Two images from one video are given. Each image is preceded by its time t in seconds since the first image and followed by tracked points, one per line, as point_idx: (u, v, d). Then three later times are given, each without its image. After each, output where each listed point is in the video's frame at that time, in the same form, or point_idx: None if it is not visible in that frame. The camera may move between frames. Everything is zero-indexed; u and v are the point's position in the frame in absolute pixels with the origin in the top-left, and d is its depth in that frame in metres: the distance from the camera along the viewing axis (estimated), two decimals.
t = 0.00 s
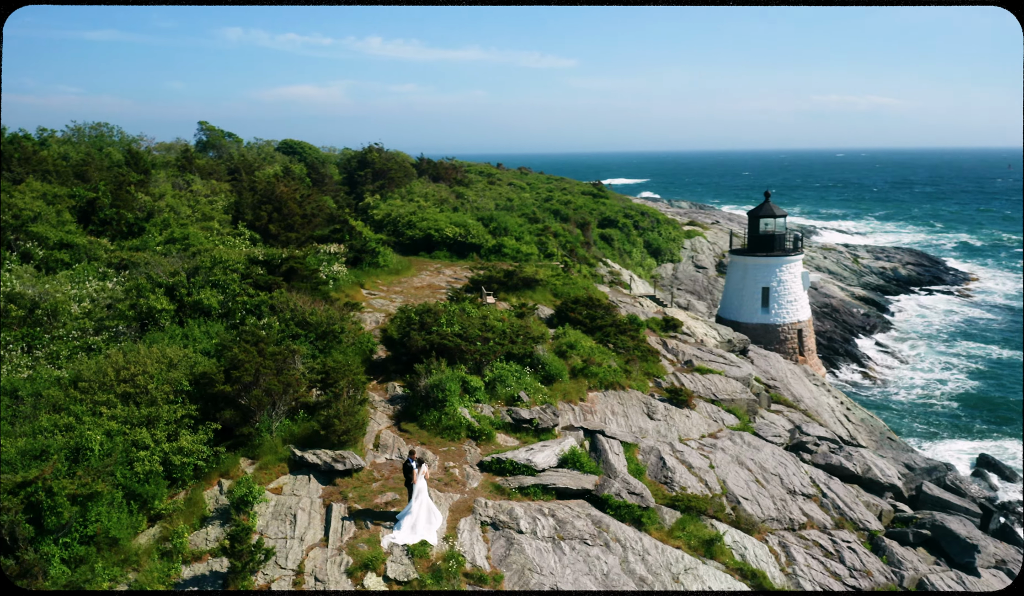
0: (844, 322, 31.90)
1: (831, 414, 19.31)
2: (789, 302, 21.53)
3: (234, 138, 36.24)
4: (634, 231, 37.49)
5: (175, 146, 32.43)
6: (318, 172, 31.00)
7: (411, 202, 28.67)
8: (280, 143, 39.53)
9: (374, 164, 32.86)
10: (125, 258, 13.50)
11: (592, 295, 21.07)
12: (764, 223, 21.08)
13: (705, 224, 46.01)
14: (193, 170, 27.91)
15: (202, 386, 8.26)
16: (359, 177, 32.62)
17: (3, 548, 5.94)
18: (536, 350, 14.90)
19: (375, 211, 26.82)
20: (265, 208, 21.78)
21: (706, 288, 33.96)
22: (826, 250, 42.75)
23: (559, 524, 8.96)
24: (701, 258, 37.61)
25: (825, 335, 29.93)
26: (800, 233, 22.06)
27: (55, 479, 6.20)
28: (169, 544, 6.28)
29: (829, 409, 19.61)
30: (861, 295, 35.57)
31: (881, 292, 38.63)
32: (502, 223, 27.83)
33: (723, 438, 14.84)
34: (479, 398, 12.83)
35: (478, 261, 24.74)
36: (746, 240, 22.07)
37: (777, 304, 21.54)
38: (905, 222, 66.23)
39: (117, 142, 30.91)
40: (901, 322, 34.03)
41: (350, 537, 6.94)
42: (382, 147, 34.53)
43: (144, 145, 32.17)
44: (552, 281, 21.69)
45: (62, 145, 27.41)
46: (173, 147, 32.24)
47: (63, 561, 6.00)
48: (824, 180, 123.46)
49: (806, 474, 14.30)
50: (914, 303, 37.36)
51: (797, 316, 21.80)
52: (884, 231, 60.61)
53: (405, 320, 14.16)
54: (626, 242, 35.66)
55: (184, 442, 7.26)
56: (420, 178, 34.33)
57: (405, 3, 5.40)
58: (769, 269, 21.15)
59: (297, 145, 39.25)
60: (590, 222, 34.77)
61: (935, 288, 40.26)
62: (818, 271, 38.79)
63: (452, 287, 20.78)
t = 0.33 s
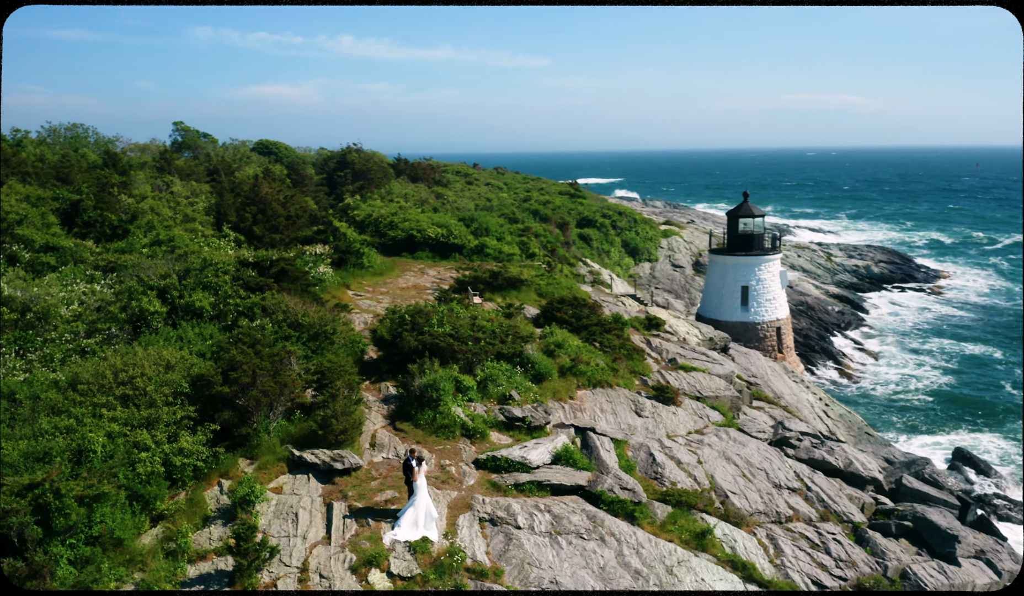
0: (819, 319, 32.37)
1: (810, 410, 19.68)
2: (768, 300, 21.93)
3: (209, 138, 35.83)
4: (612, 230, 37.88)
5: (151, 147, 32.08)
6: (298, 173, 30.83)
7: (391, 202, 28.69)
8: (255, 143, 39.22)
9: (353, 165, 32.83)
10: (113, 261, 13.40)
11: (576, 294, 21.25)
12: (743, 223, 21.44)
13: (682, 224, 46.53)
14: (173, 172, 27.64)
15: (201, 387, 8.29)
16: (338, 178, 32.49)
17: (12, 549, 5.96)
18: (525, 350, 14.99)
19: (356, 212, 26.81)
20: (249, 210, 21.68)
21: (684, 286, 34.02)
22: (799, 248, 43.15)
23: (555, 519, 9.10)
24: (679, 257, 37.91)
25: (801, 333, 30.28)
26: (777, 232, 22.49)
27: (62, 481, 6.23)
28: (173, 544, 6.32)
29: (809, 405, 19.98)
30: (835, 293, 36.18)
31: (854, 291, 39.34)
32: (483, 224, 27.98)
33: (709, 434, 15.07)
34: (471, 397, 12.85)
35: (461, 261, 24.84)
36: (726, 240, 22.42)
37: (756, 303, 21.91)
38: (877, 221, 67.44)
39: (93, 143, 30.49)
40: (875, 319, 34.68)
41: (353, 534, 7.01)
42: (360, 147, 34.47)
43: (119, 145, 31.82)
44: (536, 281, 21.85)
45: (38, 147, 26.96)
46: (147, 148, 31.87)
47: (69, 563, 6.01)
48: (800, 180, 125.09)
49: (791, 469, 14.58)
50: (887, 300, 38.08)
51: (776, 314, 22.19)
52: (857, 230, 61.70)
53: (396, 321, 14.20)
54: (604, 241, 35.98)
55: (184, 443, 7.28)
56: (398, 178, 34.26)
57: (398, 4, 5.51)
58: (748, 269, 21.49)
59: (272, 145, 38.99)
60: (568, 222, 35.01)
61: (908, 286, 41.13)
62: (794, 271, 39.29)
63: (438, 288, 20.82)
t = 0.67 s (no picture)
0: (796, 315, 32.84)
1: (791, 404, 20.04)
2: (747, 297, 22.33)
3: (185, 136, 35.32)
4: (591, 228, 38.14)
5: (126, 145, 31.58)
6: (278, 171, 30.58)
7: (372, 201, 28.63)
8: (230, 141, 38.79)
9: (333, 163, 32.65)
10: (102, 262, 13.33)
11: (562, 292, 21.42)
12: (723, 221, 21.74)
13: (658, 220, 46.97)
14: (152, 171, 27.31)
15: (200, 388, 8.35)
16: (319, 176, 32.30)
17: (21, 551, 5.99)
18: (515, 348, 15.07)
19: (338, 210, 26.71)
20: (234, 210, 21.58)
21: (661, 283, 34.97)
22: (774, 244, 43.65)
23: (551, 514, 9.26)
24: (655, 253, 38.46)
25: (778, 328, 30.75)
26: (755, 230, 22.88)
27: (70, 483, 6.27)
28: (178, 543, 6.38)
29: (790, 399, 20.35)
30: (811, 288, 36.77)
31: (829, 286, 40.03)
32: (465, 222, 28.06)
33: (696, 429, 15.31)
34: (464, 395, 12.92)
35: (443, 260, 24.90)
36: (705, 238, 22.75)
37: (737, 299, 22.28)
38: (850, 216, 68.54)
39: (70, 142, 30.05)
40: (850, 314, 35.35)
41: (355, 531, 7.10)
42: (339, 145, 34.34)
43: (96, 144, 31.48)
44: (521, 280, 21.99)
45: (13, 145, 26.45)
46: (122, 146, 31.39)
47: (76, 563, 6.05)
48: (775, 177, 126.52)
49: (775, 462, 14.88)
50: (861, 295, 38.82)
51: (756, 310, 22.56)
52: (832, 225, 62.68)
53: (389, 321, 14.24)
54: (583, 238, 36.20)
55: (185, 443, 7.33)
56: (378, 176, 34.18)
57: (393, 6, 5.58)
58: (728, 266, 21.83)
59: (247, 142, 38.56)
60: (548, 219, 35.21)
61: (881, 281, 41.96)
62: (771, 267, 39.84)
63: (424, 287, 20.83)
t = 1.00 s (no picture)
0: (773, 308, 33.29)
1: (772, 397, 20.38)
2: (728, 292, 22.66)
3: (162, 132, 34.81)
4: (570, 222, 38.31)
5: (100, 141, 31.06)
6: (258, 167, 30.28)
7: (352, 197, 28.53)
8: (206, 136, 38.30)
9: (313, 159, 32.36)
10: (91, 263, 13.25)
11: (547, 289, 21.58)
12: (704, 217, 22.01)
13: (634, 215, 47.30)
14: (131, 168, 26.95)
15: (200, 388, 8.38)
16: (298, 173, 31.99)
17: (32, 551, 6.04)
18: (505, 345, 15.16)
19: (319, 206, 26.58)
20: (219, 208, 21.46)
21: (641, 277, 35.36)
22: (750, 238, 44.17)
23: (548, 508, 9.42)
24: (634, 248, 38.78)
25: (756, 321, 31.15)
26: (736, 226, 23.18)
27: (78, 484, 6.34)
28: (183, 542, 6.45)
29: (771, 392, 20.68)
30: (787, 282, 37.29)
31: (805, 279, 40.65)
32: (448, 219, 28.10)
33: (684, 423, 15.53)
34: (457, 392, 13.00)
35: (426, 256, 24.92)
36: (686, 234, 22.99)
37: (717, 295, 22.60)
38: (824, 210, 69.47)
39: (45, 139, 29.54)
40: (826, 307, 35.93)
41: (358, 527, 7.19)
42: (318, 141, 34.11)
43: (72, 140, 31.02)
44: (506, 277, 22.11)
45: None
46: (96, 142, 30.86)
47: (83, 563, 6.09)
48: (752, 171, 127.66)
49: (761, 455, 15.15)
50: (837, 288, 39.49)
51: (736, 305, 22.91)
52: (807, 219, 63.52)
53: (380, 319, 14.27)
54: (563, 233, 36.35)
55: (186, 443, 7.39)
56: (357, 172, 34.07)
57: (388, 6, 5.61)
58: (709, 262, 22.15)
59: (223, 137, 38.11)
60: (528, 214, 35.33)
61: (855, 274, 42.67)
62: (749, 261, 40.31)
63: (410, 284, 20.82)
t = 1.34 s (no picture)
0: (751, 300, 33.70)
1: (754, 388, 20.72)
2: (709, 286, 22.96)
3: (138, 125, 34.20)
4: (550, 216, 38.42)
5: (74, 135, 30.43)
6: (238, 163, 29.93)
7: (333, 192, 28.36)
8: (181, 129, 37.70)
9: (293, 154, 32.04)
10: (79, 262, 13.15)
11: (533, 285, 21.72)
12: (685, 213, 22.22)
13: (614, 208, 47.59)
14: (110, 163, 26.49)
15: (200, 388, 8.44)
16: (279, 167, 31.68)
17: (42, 552, 6.06)
18: (496, 342, 15.24)
19: (301, 201, 26.38)
20: (203, 205, 21.27)
21: (620, 270, 35.69)
22: (727, 230, 44.54)
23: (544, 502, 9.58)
24: (613, 241, 39.07)
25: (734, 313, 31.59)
26: (717, 221, 23.45)
27: (85, 484, 6.39)
28: (189, 540, 6.53)
29: (752, 384, 21.02)
30: (764, 274, 37.76)
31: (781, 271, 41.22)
32: (430, 213, 28.09)
33: (671, 416, 15.77)
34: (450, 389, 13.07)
35: (410, 252, 24.90)
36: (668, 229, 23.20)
37: (699, 288, 22.90)
38: (801, 202, 70.46)
39: (20, 133, 28.93)
40: (803, 299, 36.47)
41: (360, 523, 7.30)
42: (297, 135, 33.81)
43: (46, 135, 30.44)
44: (492, 272, 22.22)
45: None
46: (71, 135, 30.24)
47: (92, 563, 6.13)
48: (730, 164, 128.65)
49: (747, 447, 15.44)
50: (813, 280, 40.09)
51: (717, 298, 23.24)
52: (784, 211, 64.26)
53: (373, 318, 14.26)
54: (544, 227, 36.45)
55: (188, 442, 7.45)
56: (336, 166, 33.86)
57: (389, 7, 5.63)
58: (690, 256, 22.42)
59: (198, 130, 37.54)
60: (509, 208, 35.38)
61: (830, 265, 43.27)
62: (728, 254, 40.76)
63: (396, 280, 20.76)
